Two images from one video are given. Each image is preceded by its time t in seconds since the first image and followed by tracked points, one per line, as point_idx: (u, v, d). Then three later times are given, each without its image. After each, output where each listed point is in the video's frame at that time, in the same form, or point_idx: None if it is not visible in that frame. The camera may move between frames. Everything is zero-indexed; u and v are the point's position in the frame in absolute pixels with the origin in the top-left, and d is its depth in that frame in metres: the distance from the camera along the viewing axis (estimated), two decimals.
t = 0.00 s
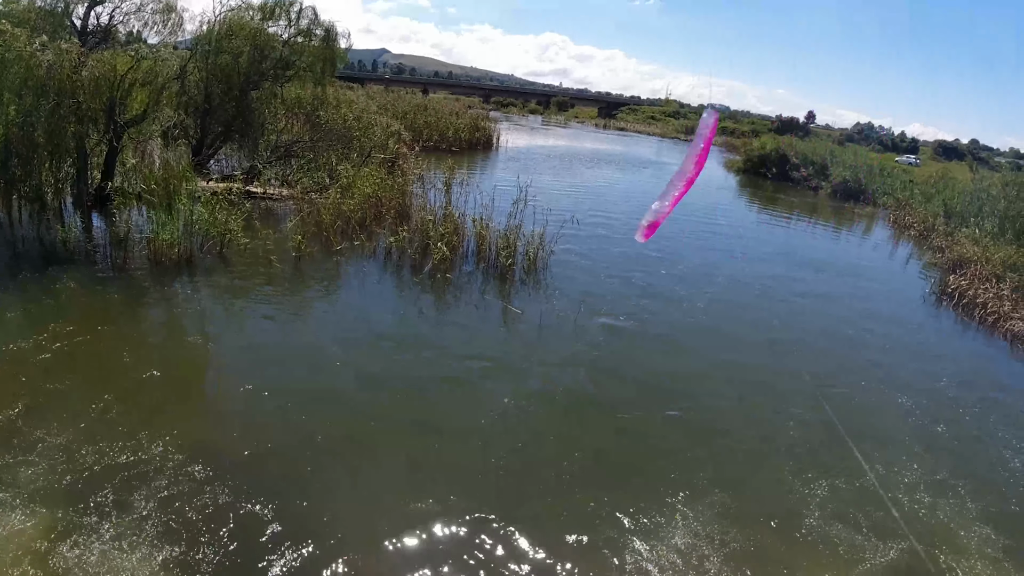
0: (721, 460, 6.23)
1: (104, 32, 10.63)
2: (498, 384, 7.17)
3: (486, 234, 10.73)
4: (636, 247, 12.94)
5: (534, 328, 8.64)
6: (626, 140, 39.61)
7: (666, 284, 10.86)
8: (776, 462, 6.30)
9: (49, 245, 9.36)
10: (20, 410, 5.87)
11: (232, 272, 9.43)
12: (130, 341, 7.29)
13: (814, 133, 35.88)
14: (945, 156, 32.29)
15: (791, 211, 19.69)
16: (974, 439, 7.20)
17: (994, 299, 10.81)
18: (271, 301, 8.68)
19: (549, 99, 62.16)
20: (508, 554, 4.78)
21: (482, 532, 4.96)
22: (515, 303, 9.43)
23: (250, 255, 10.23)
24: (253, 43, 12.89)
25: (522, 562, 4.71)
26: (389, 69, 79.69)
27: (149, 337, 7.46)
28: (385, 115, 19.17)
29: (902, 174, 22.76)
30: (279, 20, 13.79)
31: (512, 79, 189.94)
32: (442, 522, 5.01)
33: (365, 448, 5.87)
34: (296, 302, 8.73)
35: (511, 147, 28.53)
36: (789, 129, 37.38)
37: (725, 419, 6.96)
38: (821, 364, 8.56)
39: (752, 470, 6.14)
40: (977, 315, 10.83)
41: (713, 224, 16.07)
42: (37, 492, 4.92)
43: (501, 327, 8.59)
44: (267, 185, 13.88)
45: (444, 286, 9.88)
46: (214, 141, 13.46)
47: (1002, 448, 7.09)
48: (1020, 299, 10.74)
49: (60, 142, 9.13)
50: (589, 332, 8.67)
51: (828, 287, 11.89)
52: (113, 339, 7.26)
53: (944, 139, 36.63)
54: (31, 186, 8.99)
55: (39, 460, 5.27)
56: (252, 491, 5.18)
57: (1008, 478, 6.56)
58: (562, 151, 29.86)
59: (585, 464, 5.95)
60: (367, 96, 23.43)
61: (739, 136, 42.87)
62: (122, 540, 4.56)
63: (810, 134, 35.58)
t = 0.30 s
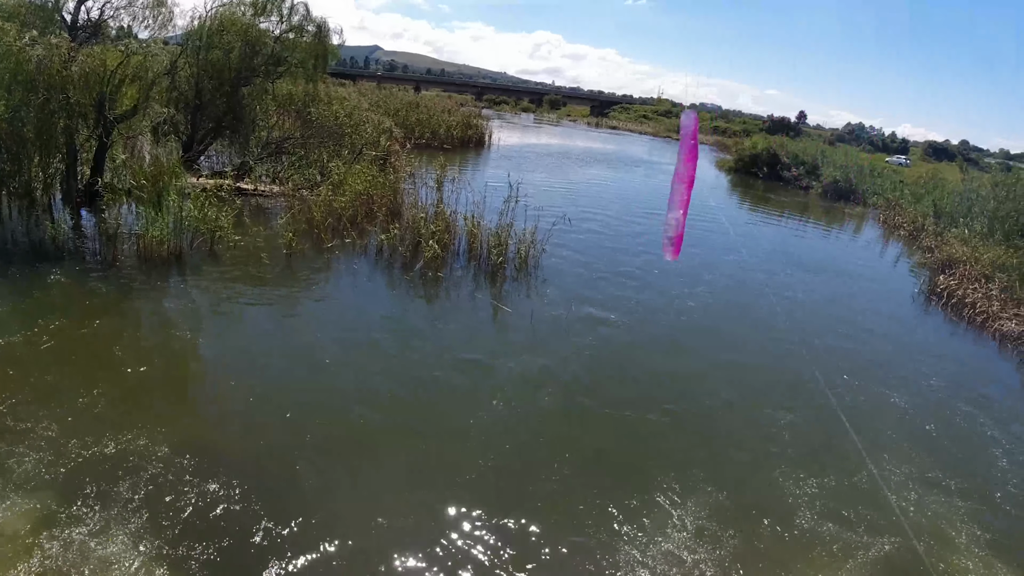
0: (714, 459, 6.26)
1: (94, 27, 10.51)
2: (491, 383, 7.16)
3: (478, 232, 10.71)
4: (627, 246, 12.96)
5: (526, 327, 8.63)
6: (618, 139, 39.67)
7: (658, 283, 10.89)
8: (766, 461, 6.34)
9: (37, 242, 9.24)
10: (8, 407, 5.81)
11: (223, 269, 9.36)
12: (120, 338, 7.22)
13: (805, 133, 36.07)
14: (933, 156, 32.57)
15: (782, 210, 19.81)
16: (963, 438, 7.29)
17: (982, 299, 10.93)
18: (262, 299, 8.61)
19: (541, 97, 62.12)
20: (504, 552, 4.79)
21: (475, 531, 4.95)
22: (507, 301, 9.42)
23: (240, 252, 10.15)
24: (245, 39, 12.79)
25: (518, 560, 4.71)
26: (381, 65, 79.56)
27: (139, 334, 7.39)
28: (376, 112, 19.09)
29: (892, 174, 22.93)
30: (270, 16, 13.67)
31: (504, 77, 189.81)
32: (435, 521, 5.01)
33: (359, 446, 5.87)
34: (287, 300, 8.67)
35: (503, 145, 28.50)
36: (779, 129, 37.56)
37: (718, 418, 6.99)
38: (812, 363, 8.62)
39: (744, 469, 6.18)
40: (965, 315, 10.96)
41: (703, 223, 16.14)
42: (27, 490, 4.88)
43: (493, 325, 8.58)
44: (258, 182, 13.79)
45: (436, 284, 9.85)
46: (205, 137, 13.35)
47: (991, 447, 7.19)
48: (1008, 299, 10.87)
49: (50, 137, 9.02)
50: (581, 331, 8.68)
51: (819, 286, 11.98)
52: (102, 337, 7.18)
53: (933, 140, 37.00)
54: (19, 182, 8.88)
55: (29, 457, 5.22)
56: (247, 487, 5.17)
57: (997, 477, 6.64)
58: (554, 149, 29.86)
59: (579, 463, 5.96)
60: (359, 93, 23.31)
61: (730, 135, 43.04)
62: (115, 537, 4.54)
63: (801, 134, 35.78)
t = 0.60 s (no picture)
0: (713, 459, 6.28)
1: (90, 28, 10.48)
2: (488, 385, 7.16)
3: (474, 234, 10.72)
4: (624, 247, 12.98)
5: (524, 328, 8.64)
6: (614, 140, 39.74)
7: (655, 284, 10.91)
8: (764, 462, 6.33)
9: (33, 244, 9.21)
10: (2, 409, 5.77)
11: (219, 271, 9.32)
12: (116, 339, 7.20)
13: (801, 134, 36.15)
14: (929, 157, 32.71)
15: (778, 212, 19.85)
16: (959, 438, 7.34)
17: (978, 299, 10.98)
18: (259, 301, 8.60)
19: (537, 99, 62.17)
20: (502, 554, 4.78)
21: (471, 533, 4.93)
22: (504, 303, 9.42)
23: (237, 254, 10.11)
24: (241, 40, 12.75)
25: (515, 561, 4.70)
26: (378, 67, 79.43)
27: (136, 335, 7.37)
28: (372, 114, 19.07)
29: (888, 175, 23.02)
30: (267, 17, 13.63)
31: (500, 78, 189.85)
32: (431, 524, 4.99)
33: (354, 448, 5.84)
34: (284, 302, 8.65)
35: (500, 147, 28.51)
36: (776, 130, 37.66)
37: (716, 419, 7.01)
38: (809, 364, 8.65)
39: (742, 471, 6.17)
40: (961, 316, 10.99)
41: (700, 225, 16.17)
42: (21, 492, 4.83)
43: (491, 327, 8.58)
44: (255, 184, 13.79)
45: (433, 286, 9.85)
46: (201, 139, 13.34)
47: (987, 447, 7.22)
48: (1004, 300, 10.93)
49: (45, 140, 8.99)
50: (578, 332, 8.71)
51: (815, 287, 12.01)
52: (98, 339, 7.15)
53: (928, 142, 37.16)
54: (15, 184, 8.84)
55: (23, 459, 5.19)
56: (240, 489, 5.14)
57: (994, 477, 6.66)
58: (551, 150, 29.89)
59: (578, 464, 5.96)
60: (356, 94, 23.30)
61: (726, 136, 43.19)
62: (109, 538, 4.50)
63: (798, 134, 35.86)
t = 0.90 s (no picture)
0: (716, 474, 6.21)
1: (94, 46, 10.59)
2: (489, 400, 7.12)
3: (475, 251, 10.72)
4: (626, 263, 12.97)
5: (525, 344, 8.61)
6: (615, 156, 39.94)
7: (657, 300, 10.89)
8: (767, 477, 6.27)
9: (36, 261, 9.23)
10: None
11: (220, 288, 9.33)
12: (117, 355, 7.19)
13: (801, 148, 36.29)
14: (930, 170, 32.76)
15: (780, 226, 19.85)
16: (964, 451, 7.26)
17: (981, 312, 10.93)
18: (260, 317, 8.59)
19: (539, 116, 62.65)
20: (503, 569, 4.72)
21: (470, 549, 4.87)
22: (505, 320, 9.40)
23: (238, 271, 10.13)
24: (244, 59, 12.88)
25: None
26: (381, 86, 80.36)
27: (137, 351, 7.37)
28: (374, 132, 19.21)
29: (889, 188, 23.04)
30: (270, 36, 13.78)
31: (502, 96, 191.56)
32: (428, 540, 4.92)
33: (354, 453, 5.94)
34: (285, 319, 8.64)
35: (501, 164, 28.65)
36: (776, 145, 37.82)
37: (719, 435, 6.94)
38: (812, 378, 8.59)
39: (745, 486, 6.10)
40: (964, 329, 10.93)
41: (702, 240, 16.17)
42: (17, 507, 4.80)
43: (492, 343, 8.55)
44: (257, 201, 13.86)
45: (434, 302, 9.83)
46: (203, 157, 13.44)
47: (994, 461, 7.14)
48: (1007, 312, 10.87)
49: (49, 158, 9.05)
50: (579, 347, 8.67)
51: (817, 301, 11.97)
52: (100, 354, 7.15)
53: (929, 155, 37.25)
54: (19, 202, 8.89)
55: (19, 474, 5.16)
56: (238, 503, 5.12)
57: (1001, 491, 6.58)
58: (552, 167, 30.02)
59: (580, 479, 5.90)
60: (358, 113, 23.50)
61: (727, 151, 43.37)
62: (107, 552, 4.47)
63: (798, 149, 36.01)
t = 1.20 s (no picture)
0: (718, 494, 6.14)
1: (96, 71, 10.73)
2: (488, 421, 7.06)
3: (475, 274, 10.72)
4: (626, 284, 12.97)
5: (524, 365, 8.56)
6: (615, 178, 40.18)
7: (657, 321, 10.86)
8: (770, 496, 6.18)
9: (36, 283, 9.24)
10: None
11: (220, 311, 9.32)
12: (115, 375, 7.15)
13: (800, 169, 36.51)
14: (928, 189, 32.90)
15: (779, 246, 19.87)
16: (968, 469, 7.17)
17: (981, 329, 10.89)
18: (259, 340, 8.57)
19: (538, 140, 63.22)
20: None
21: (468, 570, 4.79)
22: (505, 342, 9.36)
23: (238, 293, 10.12)
24: (245, 83, 13.01)
25: None
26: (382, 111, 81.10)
27: (135, 372, 7.34)
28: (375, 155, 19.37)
29: (887, 207, 23.12)
30: (272, 61, 13.94)
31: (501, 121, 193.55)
32: (423, 561, 4.84)
33: (354, 451, 6.22)
34: (284, 341, 8.61)
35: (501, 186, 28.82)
36: (774, 166, 38.08)
37: (721, 454, 6.87)
38: (814, 398, 8.52)
39: (747, 505, 6.02)
40: (965, 347, 10.87)
41: (702, 261, 16.19)
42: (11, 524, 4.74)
43: (492, 365, 8.50)
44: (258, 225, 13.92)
45: (434, 325, 9.81)
46: (205, 181, 13.54)
47: (998, 478, 7.05)
48: (1007, 330, 10.83)
49: (50, 180, 9.11)
50: (579, 368, 8.62)
51: (818, 320, 11.94)
52: (97, 374, 7.11)
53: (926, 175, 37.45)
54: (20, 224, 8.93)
55: (12, 494, 5.08)
56: (232, 520, 5.08)
57: (1006, 508, 6.48)
58: (552, 189, 30.20)
59: (579, 499, 5.82)
60: (360, 138, 23.73)
61: (725, 172, 43.64)
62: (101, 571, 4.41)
63: (796, 169, 36.23)
